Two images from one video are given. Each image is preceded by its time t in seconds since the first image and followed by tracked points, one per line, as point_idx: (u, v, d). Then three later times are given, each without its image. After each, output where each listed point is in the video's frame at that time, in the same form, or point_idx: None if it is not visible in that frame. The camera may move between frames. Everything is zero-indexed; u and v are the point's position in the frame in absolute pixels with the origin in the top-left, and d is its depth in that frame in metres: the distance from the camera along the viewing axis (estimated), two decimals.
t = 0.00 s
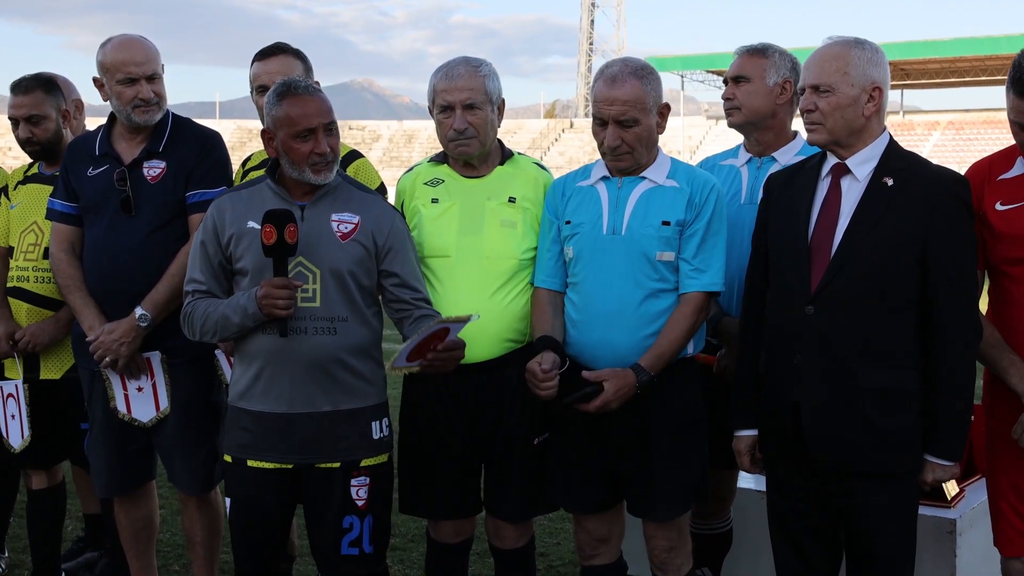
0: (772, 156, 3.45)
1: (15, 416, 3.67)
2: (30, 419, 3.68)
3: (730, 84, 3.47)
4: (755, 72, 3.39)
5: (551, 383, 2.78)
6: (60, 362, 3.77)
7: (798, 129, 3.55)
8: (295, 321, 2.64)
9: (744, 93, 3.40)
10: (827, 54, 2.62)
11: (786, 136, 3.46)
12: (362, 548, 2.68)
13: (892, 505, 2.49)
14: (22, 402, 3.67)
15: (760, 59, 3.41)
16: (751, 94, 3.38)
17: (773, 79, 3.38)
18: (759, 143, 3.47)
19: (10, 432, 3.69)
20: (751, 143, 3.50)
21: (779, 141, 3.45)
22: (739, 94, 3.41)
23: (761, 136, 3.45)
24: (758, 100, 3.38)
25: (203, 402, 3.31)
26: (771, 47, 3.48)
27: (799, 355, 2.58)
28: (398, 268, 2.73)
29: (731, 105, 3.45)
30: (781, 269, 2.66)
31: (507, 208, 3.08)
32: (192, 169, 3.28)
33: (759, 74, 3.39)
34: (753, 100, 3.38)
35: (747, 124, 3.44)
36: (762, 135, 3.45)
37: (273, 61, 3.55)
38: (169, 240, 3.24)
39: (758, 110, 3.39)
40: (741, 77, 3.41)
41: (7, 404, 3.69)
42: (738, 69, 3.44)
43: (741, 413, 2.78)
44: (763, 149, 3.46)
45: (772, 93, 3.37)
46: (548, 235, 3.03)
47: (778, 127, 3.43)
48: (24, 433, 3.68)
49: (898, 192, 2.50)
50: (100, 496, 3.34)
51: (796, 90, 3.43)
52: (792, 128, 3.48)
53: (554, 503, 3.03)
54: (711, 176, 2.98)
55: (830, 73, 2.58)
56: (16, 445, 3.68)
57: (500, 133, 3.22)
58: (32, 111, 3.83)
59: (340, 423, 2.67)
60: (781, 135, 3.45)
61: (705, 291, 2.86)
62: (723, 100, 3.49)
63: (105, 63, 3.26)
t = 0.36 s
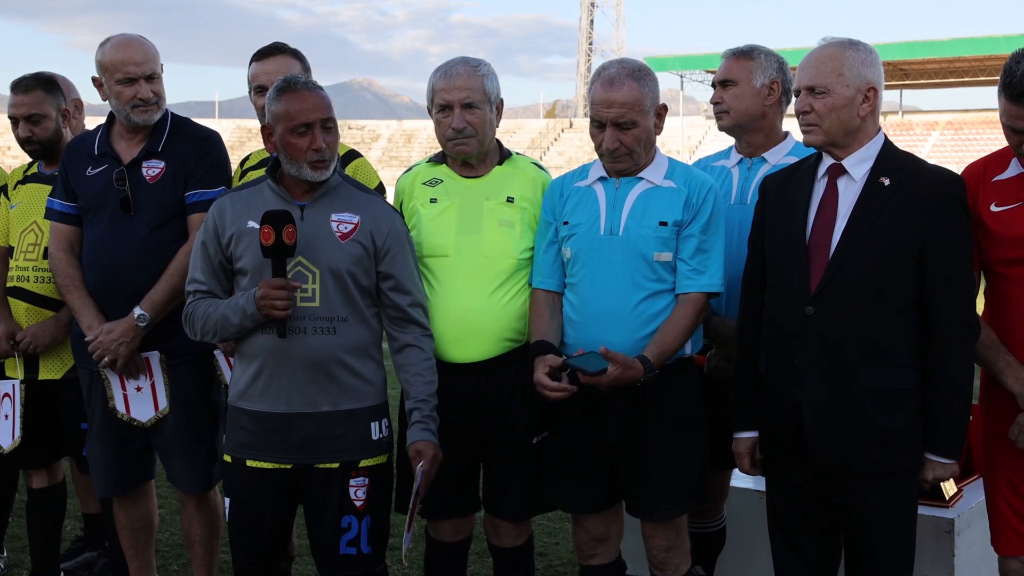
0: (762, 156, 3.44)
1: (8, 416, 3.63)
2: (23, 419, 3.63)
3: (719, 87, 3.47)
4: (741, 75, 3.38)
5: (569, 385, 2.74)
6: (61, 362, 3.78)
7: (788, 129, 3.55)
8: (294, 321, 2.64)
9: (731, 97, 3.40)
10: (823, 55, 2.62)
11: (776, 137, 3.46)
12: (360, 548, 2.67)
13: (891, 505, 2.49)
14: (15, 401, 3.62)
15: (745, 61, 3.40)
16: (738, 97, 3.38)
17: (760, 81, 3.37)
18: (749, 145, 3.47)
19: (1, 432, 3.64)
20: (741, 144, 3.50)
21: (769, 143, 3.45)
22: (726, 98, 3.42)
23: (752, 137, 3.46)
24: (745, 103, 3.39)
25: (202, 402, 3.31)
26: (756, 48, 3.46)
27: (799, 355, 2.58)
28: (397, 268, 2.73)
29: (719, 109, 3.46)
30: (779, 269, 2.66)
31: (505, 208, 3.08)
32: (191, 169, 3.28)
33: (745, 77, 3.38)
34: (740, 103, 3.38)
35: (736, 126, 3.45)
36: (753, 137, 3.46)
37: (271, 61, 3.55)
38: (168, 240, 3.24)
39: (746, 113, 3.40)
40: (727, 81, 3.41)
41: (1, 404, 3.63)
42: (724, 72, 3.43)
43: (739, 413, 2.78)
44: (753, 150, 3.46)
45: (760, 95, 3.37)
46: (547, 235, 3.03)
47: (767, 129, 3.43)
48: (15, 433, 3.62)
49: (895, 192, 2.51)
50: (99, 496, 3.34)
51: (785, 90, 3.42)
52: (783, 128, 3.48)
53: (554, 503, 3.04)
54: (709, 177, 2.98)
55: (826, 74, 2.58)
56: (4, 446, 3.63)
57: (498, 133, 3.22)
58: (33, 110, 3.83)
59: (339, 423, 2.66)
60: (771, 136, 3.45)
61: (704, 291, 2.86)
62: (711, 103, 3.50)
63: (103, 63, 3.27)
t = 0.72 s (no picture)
0: (762, 157, 3.45)
1: (26, 411, 3.62)
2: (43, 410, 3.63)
3: (715, 90, 3.49)
4: (737, 77, 3.40)
5: (582, 373, 2.70)
6: (61, 362, 3.78)
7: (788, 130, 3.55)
8: (294, 322, 2.64)
9: (728, 99, 3.42)
10: (826, 56, 2.63)
11: (776, 137, 3.46)
12: (363, 551, 2.66)
13: (892, 505, 2.49)
14: (32, 396, 3.60)
15: (742, 63, 3.41)
16: (736, 100, 3.40)
17: (758, 83, 3.38)
18: (748, 146, 3.47)
19: (23, 427, 3.63)
20: (741, 146, 3.51)
21: (769, 144, 3.45)
22: (724, 101, 3.43)
23: (751, 139, 3.46)
24: (742, 105, 3.39)
25: (201, 402, 3.31)
26: (753, 49, 3.47)
27: (800, 356, 2.58)
28: (397, 270, 2.73)
29: (717, 112, 3.48)
30: (780, 269, 2.67)
31: (506, 208, 3.08)
32: (191, 169, 3.28)
33: (742, 79, 3.39)
34: (737, 105, 3.39)
35: (735, 129, 3.46)
36: (751, 138, 3.46)
37: (271, 62, 3.55)
38: (169, 240, 3.24)
39: (743, 115, 3.40)
40: (724, 83, 3.43)
41: (16, 400, 3.61)
42: (722, 75, 3.45)
43: (739, 414, 2.78)
44: (753, 151, 3.47)
45: (757, 97, 3.37)
46: (546, 235, 3.03)
47: (766, 130, 3.43)
48: (41, 425, 3.64)
49: (897, 193, 2.51)
50: (98, 496, 3.34)
51: (783, 90, 3.43)
52: (782, 129, 3.48)
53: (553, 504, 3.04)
54: (709, 178, 2.99)
55: (829, 74, 2.58)
56: (32, 439, 3.64)
57: (497, 133, 3.22)
58: (33, 111, 3.83)
59: (339, 424, 2.66)
60: (771, 137, 3.45)
61: (704, 291, 2.87)
62: (709, 106, 3.51)
63: (104, 63, 3.27)
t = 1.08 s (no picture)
0: (765, 157, 3.44)
1: (14, 414, 3.61)
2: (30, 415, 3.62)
3: (720, 91, 3.48)
4: (742, 78, 3.39)
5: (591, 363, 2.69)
6: (60, 362, 3.77)
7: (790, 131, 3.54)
8: (291, 322, 2.64)
9: (734, 100, 3.40)
10: (828, 56, 2.62)
11: (780, 138, 3.45)
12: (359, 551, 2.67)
13: (892, 506, 2.49)
14: (21, 397, 3.61)
15: (747, 64, 3.41)
16: (740, 100, 3.39)
17: (762, 83, 3.37)
18: (752, 147, 3.47)
19: (8, 429, 3.61)
20: (744, 146, 3.49)
21: (773, 144, 3.44)
22: (729, 102, 3.42)
23: (755, 139, 3.45)
24: (748, 106, 3.38)
25: (200, 402, 3.30)
26: (758, 49, 3.46)
27: (799, 356, 2.58)
28: (397, 269, 2.72)
29: (723, 112, 3.46)
30: (779, 270, 2.66)
31: (505, 209, 3.08)
32: (190, 169, 3.28)
33: (747, 79, 3.38)
34: (743, 106, 3.38)
35: (739, 130, 3.45)
36: (756, 139, 3.45)
37: (270, 62, 3.55)
38: (167, 240, 3.23)
39: (748, 116, 3.39)
40: (729, 85, 3.42)
41: (6, 401, 3.62)
42: (727, 76, 3.44)
43: (738, 414, 2.78)
44: (757, 151, 3.46)
45: (762, 97, 3.37)
46: (546, 236, 3.03)
47: (770, 130, 3.42)
48: (25, 429, 3.60)
49: (897, 194, 2.51)
50: (97, 496, 3.34)
51: (787, 90, 3.42)
52: (785, 129, 3.47)
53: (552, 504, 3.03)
54: (710, 178, 2.98)
55: (832, 74, 2.58)
56: (11, 444, 3.61)
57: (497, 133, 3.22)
58: (32, 111, 3.82)
59: (335, 425, 2.66)
60: (775, 137, 3.44)
61: (704, 291, 2.86)
62: (715, 107, 3.50)
63: (102, 62, 3.26)
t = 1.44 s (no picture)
0: (766, 157, 3.45)
1: (10, 414, 3.62)
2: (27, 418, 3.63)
3: (721, 91, 3.48)
4: (744, 78, 3.38)
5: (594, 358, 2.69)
6: (58, 361, 3.77)
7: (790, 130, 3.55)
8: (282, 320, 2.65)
9: (734, 100, 3.40)
10: (826, 56, 2.63)
11: (779, 138, 3.46)
12: (351, 551, 2.67)
13: (890, 506, 2.49)
14: (19, 398, 3.62)
15: (748, 64, 3.41)
16: (741, 101, 3.38)
17: (763, 83, 3.37)
18: (752, 147, 3.47)
19: (5, 430, 3.62)
20: (744, 146, 3.49)
21: (773, 144, 3.44)
22: (729, 102, 3.41)
23: (756, 139, 3.45)
24: (749, 107, 3.38)
25: (197, 402, 3.30)
26: (758, 49, 3.46)
27: (797, 355, 2.58)
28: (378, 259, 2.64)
29: (723, 112, 3.46)
30: (777, 270, 2.66)
31: (502, 209, 3.08)
32: (188, 168, 3.28)
33: (748, 79, 3.38)
34: (744, 106, 3.38)
35: (740, 130, 3.44)
36: (757, 139, 3.45)
37: (268, 61, 3.54)
38: (165, 239, 3.23)
39: (749, 116, 3.39)
40: (730, 85, 3.41)
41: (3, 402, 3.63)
42: (727, 76, 3.43)
43: (736, 414, 2.78)
44: (757, 151, 3.46)
45: (762, 97, 3.37)
46: (544, 236, 3.03)
47: (771, 130, 3.42)
48: (20, 432, 3.61)
49: (895, 194, 2.51)
50: (94, 496, 3.33)
51: (787, 90, 3.43)
52: (784, 129, 3.48)
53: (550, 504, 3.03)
54: (708, 178, 2.98)
55: (829, 75, 2.58)
56: (10, 445, 3.61)
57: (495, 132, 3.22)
58: (30, 110, 3.81)
59: (325, 424, 2.65)
60: (775, 137, 3.44)
61: (703, 291, 2.86)
62: (715, 108, 3.49)
63: (100, 61, 3.27)
